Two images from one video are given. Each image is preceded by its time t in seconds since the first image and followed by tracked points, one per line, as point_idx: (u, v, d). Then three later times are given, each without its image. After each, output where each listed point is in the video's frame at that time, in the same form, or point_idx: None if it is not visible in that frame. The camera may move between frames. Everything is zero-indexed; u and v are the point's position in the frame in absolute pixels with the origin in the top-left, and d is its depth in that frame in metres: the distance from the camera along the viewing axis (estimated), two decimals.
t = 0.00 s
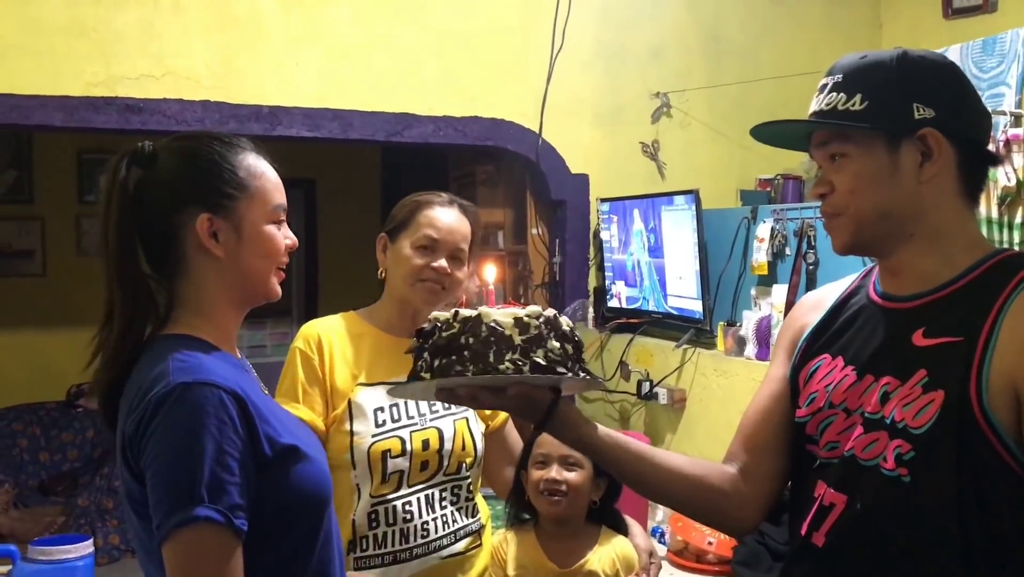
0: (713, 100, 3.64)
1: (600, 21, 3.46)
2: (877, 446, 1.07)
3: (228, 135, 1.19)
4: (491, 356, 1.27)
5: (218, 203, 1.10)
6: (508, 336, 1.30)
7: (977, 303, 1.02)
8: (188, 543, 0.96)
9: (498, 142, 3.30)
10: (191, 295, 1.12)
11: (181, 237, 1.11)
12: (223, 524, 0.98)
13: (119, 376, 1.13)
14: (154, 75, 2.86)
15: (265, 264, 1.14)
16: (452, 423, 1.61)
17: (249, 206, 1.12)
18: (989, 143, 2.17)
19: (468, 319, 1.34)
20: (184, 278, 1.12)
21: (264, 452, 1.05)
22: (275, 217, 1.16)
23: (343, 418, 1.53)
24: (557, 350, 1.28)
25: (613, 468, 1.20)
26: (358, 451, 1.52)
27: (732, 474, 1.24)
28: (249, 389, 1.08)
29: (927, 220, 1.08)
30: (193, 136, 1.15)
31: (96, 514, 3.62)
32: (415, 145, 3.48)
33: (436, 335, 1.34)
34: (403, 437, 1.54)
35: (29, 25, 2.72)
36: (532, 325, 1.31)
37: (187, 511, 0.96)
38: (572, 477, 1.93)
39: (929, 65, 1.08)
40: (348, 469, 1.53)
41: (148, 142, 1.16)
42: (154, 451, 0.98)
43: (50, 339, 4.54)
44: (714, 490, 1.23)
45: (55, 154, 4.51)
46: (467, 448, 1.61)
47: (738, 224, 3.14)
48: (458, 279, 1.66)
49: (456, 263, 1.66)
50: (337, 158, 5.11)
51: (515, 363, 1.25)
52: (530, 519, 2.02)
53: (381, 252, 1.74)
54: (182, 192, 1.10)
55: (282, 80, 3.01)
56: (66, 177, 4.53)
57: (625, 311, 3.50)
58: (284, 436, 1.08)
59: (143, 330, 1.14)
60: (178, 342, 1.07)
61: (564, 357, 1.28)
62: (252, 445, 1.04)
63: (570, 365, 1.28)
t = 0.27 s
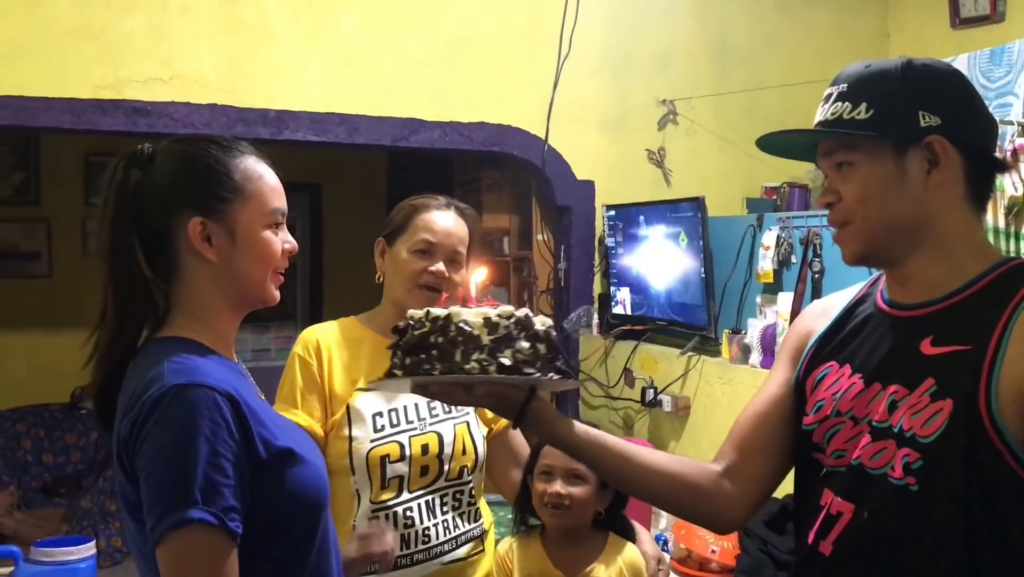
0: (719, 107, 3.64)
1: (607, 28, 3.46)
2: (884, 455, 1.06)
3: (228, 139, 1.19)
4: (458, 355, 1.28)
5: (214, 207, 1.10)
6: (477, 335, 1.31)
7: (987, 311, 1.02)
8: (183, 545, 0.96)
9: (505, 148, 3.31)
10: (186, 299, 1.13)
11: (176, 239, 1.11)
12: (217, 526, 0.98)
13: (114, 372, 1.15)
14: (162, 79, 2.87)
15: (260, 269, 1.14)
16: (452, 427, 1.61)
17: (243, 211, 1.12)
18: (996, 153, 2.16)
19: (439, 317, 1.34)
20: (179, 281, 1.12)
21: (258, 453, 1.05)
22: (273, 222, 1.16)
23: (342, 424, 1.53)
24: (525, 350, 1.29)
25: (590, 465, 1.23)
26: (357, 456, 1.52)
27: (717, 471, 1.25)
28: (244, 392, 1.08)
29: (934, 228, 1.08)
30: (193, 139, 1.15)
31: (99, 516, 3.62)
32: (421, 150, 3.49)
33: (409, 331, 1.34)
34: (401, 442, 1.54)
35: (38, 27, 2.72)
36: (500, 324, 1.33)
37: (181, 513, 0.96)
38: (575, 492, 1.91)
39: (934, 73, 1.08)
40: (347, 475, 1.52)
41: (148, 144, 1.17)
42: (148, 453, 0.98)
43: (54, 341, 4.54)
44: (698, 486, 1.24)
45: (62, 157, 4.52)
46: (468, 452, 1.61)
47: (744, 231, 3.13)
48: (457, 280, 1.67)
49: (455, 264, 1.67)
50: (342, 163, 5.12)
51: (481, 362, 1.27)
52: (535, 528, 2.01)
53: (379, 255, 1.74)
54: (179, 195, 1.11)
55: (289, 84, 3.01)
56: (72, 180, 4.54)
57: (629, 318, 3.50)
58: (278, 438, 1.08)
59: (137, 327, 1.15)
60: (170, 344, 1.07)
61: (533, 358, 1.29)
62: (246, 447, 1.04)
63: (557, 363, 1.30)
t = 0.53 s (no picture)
0: (724, 118, 3.64)
1: (612, 39, 3.47)
2: (886, 466, 1.06)
3: (234, 147, 1.20)
4: (432, 371, 1.26)
5: (220, 214, 1.11)
6: (453, 351, 1.28)
7: (989, 322, 1.02)
8: (176, 550, 0.96)
9: (509, 157, 3.32)
10: (184, 303, 1.13)
11: (180, 244, 1.11)
12: (212, 531, 0.98)
13: (116, 371, 1.16)
14: (168, 86, 2.88)
15: (258, 279, 1.15)
16: (455, 435, 1.61)
17: (248, 222, 1.13)
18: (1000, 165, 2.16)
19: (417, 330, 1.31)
20: (180, 286, 1.13)
21: (252, 459, 1.05)
22: (274, 233, 1.17)
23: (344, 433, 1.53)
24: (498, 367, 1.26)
25: (579, 474, 1.27)
26: (359, 466, 1.52)
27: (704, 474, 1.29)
28: (239, 398, 1.09)
29: (937, 240, 1.07)
30: (201, 146, 1.16)
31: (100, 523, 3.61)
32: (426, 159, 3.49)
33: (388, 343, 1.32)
34: (404, 452, 1.55)
35: (46, 34, 2.74)
36: (476, 339, 1.29)
37: (175, 517, 0.96)
38: (576, 506, 1.91)
39: (939, 85, 1.08)
40: (349, 485, 1.51)
41: (159, 146, 1.18)
42: (142, 457, 0.98)
43: (58, 347, 4.54)
44: (683, 490, 1.28)
45: (68, 163, 4.53)
46: (470, 460, 1.62)
47: (747, 242, 3.13)
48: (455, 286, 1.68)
49: (451, 270, 1.68)
50: (347, 171, 5.13)
51: (456, 379, 1.25)
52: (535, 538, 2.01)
53: (376, 266, 1.76)
54: (185, 199, 1.11)
55: (295, 92, 3.02)
56: (77, 187, 4.55)
57: (632, 328, 3.50)
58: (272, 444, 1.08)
59: (138, 332, 1.15)
60: (168, 350, 1.08)
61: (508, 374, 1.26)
62: (240, 452, 1.04)
63: (540, 377, 1.31)
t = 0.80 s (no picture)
0: (726, 127, 3.64)
1: (614, 48, 3.48)
2: (886, 478, 1.06)
3: (241, 155, 1.21)
4: (422, 391, 1.31)
5: (231, 221, 1.12)
6: (442, 371, 1.32)
7: (988, 332, 1.02)
8: (158, 559, 0.96)
9: (511, 165, 3.32)
10: (187, 309, 1.13)
11: (188, 251, 1.12)
12: (194, 541, 0.98)
13: (116, 380, 1.14)
14: (172, 93, 2.89)
15: (264, 287, 1.16)
16: (460, 441, 1.60)
17: (256, 231, 1.14)
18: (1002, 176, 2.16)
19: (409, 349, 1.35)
20: (187, 292, 1.13)
21: (238, 468, 1.05)
22: (279, 242, 1.18)
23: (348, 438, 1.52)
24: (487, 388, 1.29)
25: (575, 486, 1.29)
26: (364, 470, 1.51)
27: (701, 485, 1.30)
28: (228, 407, 1.08)
29: (936, 250, 1.07)
30: (210, 154, 1.17)
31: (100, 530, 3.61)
32: (428, 167, 3.50)
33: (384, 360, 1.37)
34: (409, 457, 1.54)
35: (49, 40, 2.75)
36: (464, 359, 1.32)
37: (157, 527, 0.96)
38: (575, 511, 1.90)
39: (938, 95, 1.08)
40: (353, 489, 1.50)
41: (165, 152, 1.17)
42: (128, 466, 0.98)
43: (59, 353, 4.54)
44: (679, 501, 1.29)
45: (71, 169, 4.53)
46: (474, 467, 1.61)
47: (749, 251, 3.13)
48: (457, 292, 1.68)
49: (451, 276, 1.68)
50: (350, 179, 5.13)
51: (444, 399, 1.30)
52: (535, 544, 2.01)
53: (377, 276, 1.76)
54: (193, 206, 1.11)
55: (297, 99, 3.03)
56: (80, 193, 4.55)
57: (634, 336, 3.50)
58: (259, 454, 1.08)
59: (141, 339, 1.13)
60: (168, 358, 1.08)
61: (497, 394, 1.29)
62: (226, 462, 1.04)
63: (534, 392, 1.32)
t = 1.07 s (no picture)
0: (726, 129, 3.65)
1: (615, 50, 3.48)
2: (883, 477, 1.06)
3: (249, 158, 1.21)
4: (416, 374, 1.37)
5: (243, 225, 1.13)
6: (437, 358, 1.38)
7: (984, 333, 1.02)
8: (160, 559, 0.96)
9: (511, 167, 3.32)
10: (193, 310, 1.13)
11: (198, 253, 1.12)
12: (196, 540, 0.98)
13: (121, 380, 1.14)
14: (172, 94, 2.89)
15: (272, 290, 1.17)
16: (461, 442, 1.61)
17: (266, 236, 1.15)
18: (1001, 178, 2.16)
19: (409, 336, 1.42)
20: (195, 295, 1.13)
21: (241, 468, 1.05)
22: (286, 246, 1.19)
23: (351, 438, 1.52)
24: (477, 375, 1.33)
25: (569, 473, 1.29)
26: (366, 469, 1.51)
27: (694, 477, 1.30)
28: (231, 407, 1.09)
29: (932, 252, 1.07)
30: (220, 157, 1.17)
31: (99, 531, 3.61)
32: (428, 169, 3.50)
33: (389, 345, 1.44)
34: (411, 457, 1.54)
35: (50, 41, 2.75)
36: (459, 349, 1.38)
37: (159, 526, 0.96)
38: (577, 511, 1.90)
39: (934, 97, 1.08)
40: (354, 488, 1.50)
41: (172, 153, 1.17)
42: (131, 465, 0.99)
43: (59, 354, 4.54)
44: (671, 491, 1.29)
45: (71, 170, 4.52)
46: (475, 468, 1.62)
47: (748, 253, 3.13)
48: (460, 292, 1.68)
49: (453, 277, 1.68)
50: (350, 180, 5.13)
51: (436, 384, 1.35)
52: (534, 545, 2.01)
53: (380, 277, 1.76)
54: (202, 208, 1.12)
55: (298, 101, 3.04)
56: (81, 194, 4.55)
57: (633, 338, 3.50)
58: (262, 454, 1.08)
59: (148, 340, 1.13)
60: (176, 359, 1.09)
61: (487, 382, 1.33)
62: (229, 461, 1.04)
63: (529, 383, 1.36)
